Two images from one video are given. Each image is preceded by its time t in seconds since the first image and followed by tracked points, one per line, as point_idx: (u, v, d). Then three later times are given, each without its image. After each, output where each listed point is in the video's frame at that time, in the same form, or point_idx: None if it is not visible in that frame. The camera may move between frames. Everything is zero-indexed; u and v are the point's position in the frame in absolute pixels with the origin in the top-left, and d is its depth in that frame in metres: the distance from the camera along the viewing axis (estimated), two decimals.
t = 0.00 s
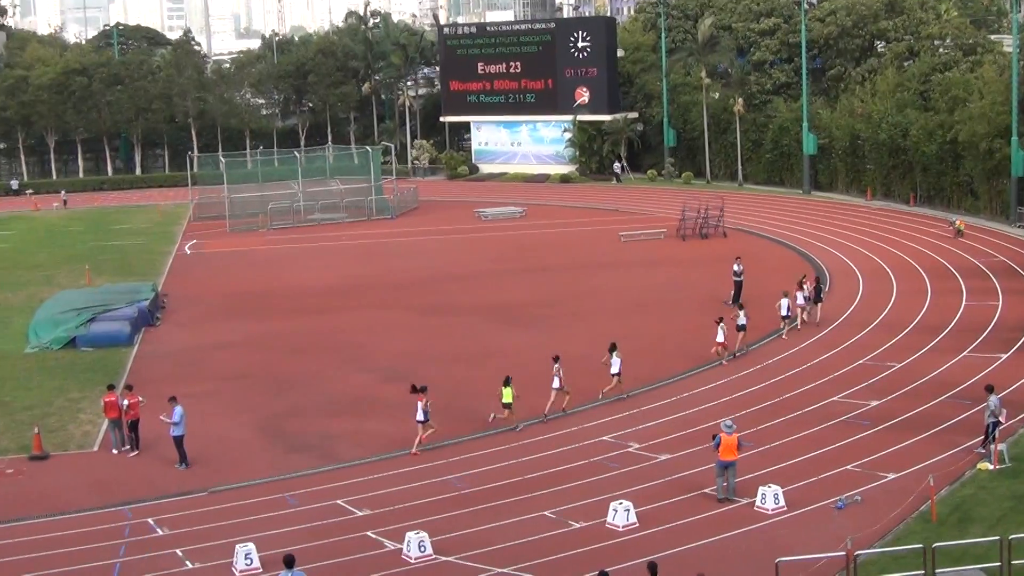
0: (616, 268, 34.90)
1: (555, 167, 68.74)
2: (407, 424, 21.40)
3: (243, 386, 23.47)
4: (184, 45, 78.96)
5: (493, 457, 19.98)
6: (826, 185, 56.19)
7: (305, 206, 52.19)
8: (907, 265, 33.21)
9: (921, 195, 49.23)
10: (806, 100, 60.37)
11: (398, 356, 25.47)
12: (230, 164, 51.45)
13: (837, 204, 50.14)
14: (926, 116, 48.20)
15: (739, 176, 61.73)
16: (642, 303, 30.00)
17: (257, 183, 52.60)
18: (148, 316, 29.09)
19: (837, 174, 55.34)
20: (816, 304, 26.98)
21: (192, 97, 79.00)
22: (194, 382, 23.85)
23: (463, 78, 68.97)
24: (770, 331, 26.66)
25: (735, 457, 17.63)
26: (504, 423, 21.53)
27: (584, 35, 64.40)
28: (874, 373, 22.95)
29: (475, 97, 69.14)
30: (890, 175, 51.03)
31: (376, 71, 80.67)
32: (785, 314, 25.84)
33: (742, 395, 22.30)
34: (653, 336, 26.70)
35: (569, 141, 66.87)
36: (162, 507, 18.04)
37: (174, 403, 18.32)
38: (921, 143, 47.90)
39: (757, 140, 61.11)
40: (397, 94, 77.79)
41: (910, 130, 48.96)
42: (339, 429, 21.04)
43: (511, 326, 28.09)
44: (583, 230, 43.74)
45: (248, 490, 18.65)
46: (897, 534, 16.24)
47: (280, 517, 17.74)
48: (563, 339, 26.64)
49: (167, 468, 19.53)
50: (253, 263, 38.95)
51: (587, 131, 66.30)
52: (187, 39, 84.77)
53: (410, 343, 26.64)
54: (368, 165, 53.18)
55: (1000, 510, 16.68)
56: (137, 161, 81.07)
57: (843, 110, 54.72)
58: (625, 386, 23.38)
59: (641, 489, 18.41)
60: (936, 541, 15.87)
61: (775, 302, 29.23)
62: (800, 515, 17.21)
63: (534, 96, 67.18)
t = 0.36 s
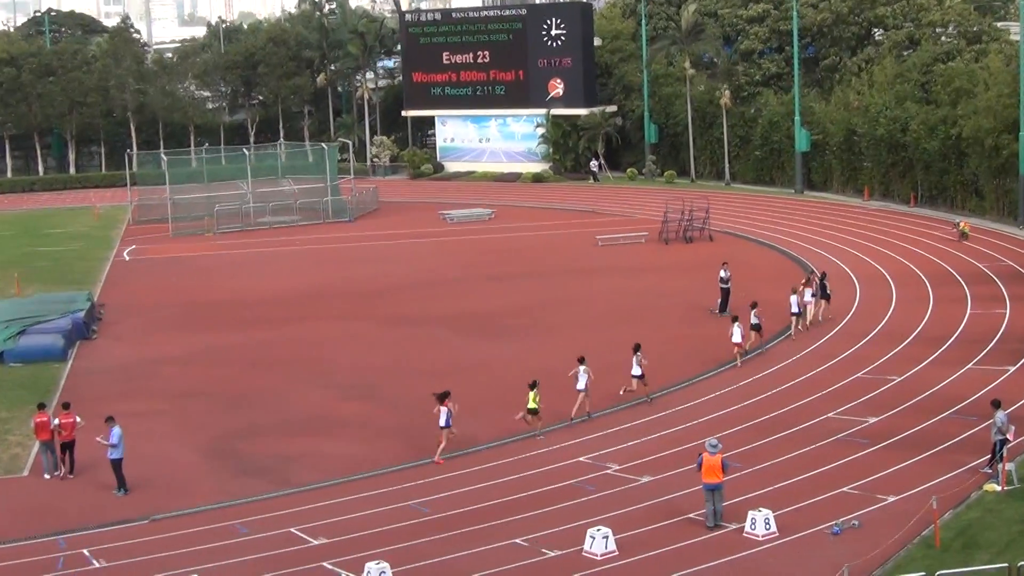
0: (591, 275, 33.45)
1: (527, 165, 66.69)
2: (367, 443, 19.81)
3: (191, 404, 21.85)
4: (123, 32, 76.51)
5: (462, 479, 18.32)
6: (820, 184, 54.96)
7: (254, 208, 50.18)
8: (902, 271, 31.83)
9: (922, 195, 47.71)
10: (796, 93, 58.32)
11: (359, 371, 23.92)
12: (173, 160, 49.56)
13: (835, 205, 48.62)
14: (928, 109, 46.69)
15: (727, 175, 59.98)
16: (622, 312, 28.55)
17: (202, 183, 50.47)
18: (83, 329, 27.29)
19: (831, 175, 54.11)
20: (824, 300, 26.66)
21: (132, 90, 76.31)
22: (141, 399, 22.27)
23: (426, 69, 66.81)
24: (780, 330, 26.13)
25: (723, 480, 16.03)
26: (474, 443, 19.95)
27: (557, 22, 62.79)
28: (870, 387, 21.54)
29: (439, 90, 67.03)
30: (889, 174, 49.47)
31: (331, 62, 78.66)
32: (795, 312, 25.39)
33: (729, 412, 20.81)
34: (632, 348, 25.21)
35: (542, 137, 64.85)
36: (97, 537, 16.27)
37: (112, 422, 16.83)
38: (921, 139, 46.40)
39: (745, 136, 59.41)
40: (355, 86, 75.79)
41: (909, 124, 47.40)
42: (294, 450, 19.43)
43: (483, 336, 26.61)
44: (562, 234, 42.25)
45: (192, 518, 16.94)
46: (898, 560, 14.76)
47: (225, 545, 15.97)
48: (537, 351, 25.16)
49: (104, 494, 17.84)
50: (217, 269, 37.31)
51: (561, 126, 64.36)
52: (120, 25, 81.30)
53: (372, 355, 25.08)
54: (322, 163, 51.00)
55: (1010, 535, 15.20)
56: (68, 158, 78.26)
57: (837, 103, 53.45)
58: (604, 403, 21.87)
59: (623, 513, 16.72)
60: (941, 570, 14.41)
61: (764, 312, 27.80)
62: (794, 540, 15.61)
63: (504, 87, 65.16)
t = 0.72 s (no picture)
0: (567, 281, 32.10)
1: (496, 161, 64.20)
2: (324, 465, 18.35)
3: (135, 423, 20.39)
4: (52, 18, 74.59)
5: (425, 504, 16.83)
6: (813, 181, 53.53)
7: (197, 208, 48.13)
8: (893, 276, 30.47)
9: (923, 194, 46.16)
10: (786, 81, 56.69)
11: (320, 385, 22.48)
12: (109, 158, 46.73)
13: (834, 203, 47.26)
14: (930, 100, 45.19)
15: (712, 171, 58.31)
16: (600, 320, 27.21)
17: (141, 183, 47.67)
18: (11, 342, 25.81)
19: (825, 172, 52.67)
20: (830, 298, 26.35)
21: (60, 79, 73.60)
22: (82, 416, 20.92)
23: (386, 59, 64.24)
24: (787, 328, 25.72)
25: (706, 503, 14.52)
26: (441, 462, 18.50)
27: (529, 5, 60.13)
28: (862, 402, 20.19)
29: (399, 79, 64.58)
30: (887, 170, 47.98)
31: (280, 48, 75.80)
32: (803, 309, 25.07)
33: (713, 430, 19.39)
34: (609, 360, 23.82)
35: (512, 129, 62.62)
36: (20, 569, 14.75)
37: (40, 443, 15.56)
38: (922, 133, 44.90)
39: (732, 128, 57.74)
40: (308, 75, 73.22)
41: (909, 117, 45.93)
42: (245, 473, 17.97)
43: (452, 347, 25.21)
44: (540, 235, 40.92)
45: (128, 548, 15.45)
46: None
47: None
48: (510, 363, 23.77)
49: (32, 522, 16.35)
50: (180, 273, 35.94)
51: (533, 119, 62.23)
52: (52, 7, 78.92)
53: (334, 368, 23.66)
54: (273, 159, 48.62)
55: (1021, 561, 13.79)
56: None
57: (833, 95, 51.71)
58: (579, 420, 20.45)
59: (603, 538, 15.20)
60: None
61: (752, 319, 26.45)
62: (788, 569, 14.09)
63: (470, 77, 62.64)
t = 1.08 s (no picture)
0: (541, 285, 30.85)
1: (461, 155, 62.61)
2: (280, 487, 17.05)
3: (78, 442, 19.04)
4: None
5: (387, 528, 15.50)
6: (807, 177, 52.29)
7: (137, 207, 45.67)
8: (885, 280, 29.30)
9: (926, 190, 44.98)
10: (776, 69, 55.42)
11: (278, 399, 21.19)
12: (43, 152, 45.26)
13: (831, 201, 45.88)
14: (933, 87, 43.87)
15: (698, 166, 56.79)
16: (577, 328, 25.97)
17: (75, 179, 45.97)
18: None
19: (820, 168, 51.34)
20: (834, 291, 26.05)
21: None
22: (22, 434, 19.59)
23: (345, 43, 62.21)
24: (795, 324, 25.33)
25: (693, 527, 13.16)
26: (406, 484, 17.20)
27: None
28: (855, 417, 18.94)
29: (356, 66, 62.59)
30: (888, 164, 46.57)
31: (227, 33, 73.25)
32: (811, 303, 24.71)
33: (696, 448, 18.10)
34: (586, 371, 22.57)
35: (478, 120, 60.49)
36: None
37: None
38: (925, 124, 43.50)
39: (720, 118, 56.15)
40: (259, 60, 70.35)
41: (910, 108, 44.63)
42: (194, 496, 16.66)
43: (422, 357, 23.94)
44: (520, 236, 39.63)
45: None
46: None
47: None
48: (482, 374, 22.50)
49: None
50: (143, 277, 34.54)
51: (503, 108, 59.76)
52: None
53: (295, 380, 22.37)
54: (219, 153, 46.09)
55: None
56: None
57: (828, 83, 50.66)
58: (554, 436, 19.17)
59: (580, 566, 13.83)
60: None
61: (739, 328, 25.26)
62: None
63: (434, 63, 60.48)
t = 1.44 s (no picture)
0: (546, 281, 29.60)
1: (459, 139, 60.79)
2: (260, 503, 15.78)
3: (47, 451, 17.86)
4: None
5: (376, 547, 14.18)
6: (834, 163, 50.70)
7: (103, 196, 44.41)
8: (912, 279, 27.87)
9: (965, 178, 42.86)
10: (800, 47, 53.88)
11: (266, 407, 19.94)
12: None
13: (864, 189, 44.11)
14: (975, 66, 42.57)
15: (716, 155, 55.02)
16: (584, 329, 24.69)
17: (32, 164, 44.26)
18: None
19: (851, 153, 49.29)
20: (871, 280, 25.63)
21: None
22: None
23: (330, 17, 60.98)
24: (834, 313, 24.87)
25: (719, 546, 11.79)
26: (399, 499, 15.91)
27: None
28: (885, 427, 17.60)
29: (341, 42, 61.28)
30: (924, 149, 44.64)
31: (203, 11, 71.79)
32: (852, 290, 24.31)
33: (715, 459, 16.79)
34: (593, 376, 21.28)
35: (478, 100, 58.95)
36: None
37: None
38: (965, 105, 41.94)
39: (740, 99, 54.66)
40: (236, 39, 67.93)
41: (949, 90, 43.10)
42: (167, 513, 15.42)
43: (420, 360, 22.67)
44: (525, 227, 38.35)
45: None
46: None
47: None
48: (483, 380, 21.22)
49: None
50: (131, 272, 33.36)
51: (503, 91, 58.21)
52: None
53: (285, 386, 21.12)
54: (192, 138, 45.10)
55: None
56: None
57: (858, 64, 49.47)
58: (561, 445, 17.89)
59: None
60: None
61: (758, 330, 23.97)
62: None
63: (428, 39, 59.60)
